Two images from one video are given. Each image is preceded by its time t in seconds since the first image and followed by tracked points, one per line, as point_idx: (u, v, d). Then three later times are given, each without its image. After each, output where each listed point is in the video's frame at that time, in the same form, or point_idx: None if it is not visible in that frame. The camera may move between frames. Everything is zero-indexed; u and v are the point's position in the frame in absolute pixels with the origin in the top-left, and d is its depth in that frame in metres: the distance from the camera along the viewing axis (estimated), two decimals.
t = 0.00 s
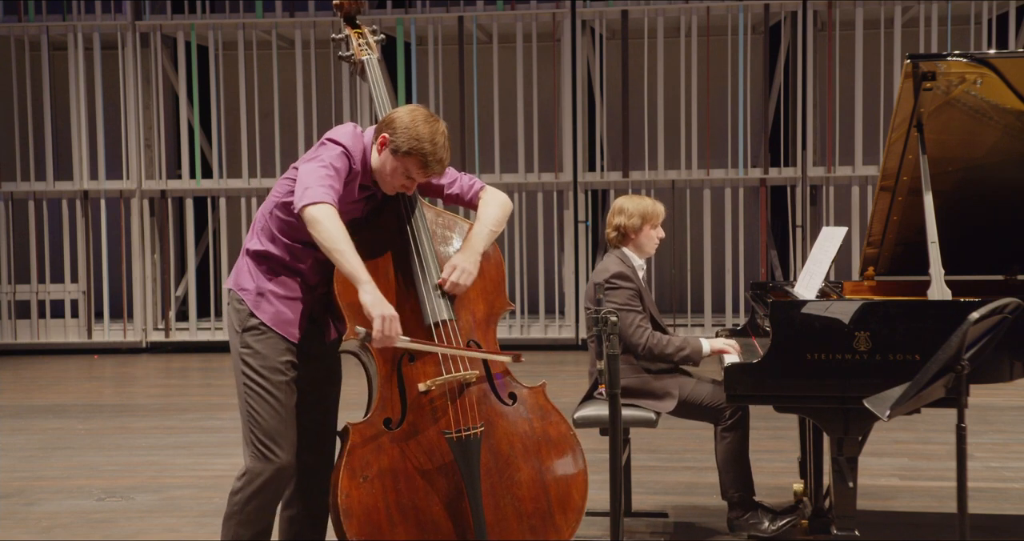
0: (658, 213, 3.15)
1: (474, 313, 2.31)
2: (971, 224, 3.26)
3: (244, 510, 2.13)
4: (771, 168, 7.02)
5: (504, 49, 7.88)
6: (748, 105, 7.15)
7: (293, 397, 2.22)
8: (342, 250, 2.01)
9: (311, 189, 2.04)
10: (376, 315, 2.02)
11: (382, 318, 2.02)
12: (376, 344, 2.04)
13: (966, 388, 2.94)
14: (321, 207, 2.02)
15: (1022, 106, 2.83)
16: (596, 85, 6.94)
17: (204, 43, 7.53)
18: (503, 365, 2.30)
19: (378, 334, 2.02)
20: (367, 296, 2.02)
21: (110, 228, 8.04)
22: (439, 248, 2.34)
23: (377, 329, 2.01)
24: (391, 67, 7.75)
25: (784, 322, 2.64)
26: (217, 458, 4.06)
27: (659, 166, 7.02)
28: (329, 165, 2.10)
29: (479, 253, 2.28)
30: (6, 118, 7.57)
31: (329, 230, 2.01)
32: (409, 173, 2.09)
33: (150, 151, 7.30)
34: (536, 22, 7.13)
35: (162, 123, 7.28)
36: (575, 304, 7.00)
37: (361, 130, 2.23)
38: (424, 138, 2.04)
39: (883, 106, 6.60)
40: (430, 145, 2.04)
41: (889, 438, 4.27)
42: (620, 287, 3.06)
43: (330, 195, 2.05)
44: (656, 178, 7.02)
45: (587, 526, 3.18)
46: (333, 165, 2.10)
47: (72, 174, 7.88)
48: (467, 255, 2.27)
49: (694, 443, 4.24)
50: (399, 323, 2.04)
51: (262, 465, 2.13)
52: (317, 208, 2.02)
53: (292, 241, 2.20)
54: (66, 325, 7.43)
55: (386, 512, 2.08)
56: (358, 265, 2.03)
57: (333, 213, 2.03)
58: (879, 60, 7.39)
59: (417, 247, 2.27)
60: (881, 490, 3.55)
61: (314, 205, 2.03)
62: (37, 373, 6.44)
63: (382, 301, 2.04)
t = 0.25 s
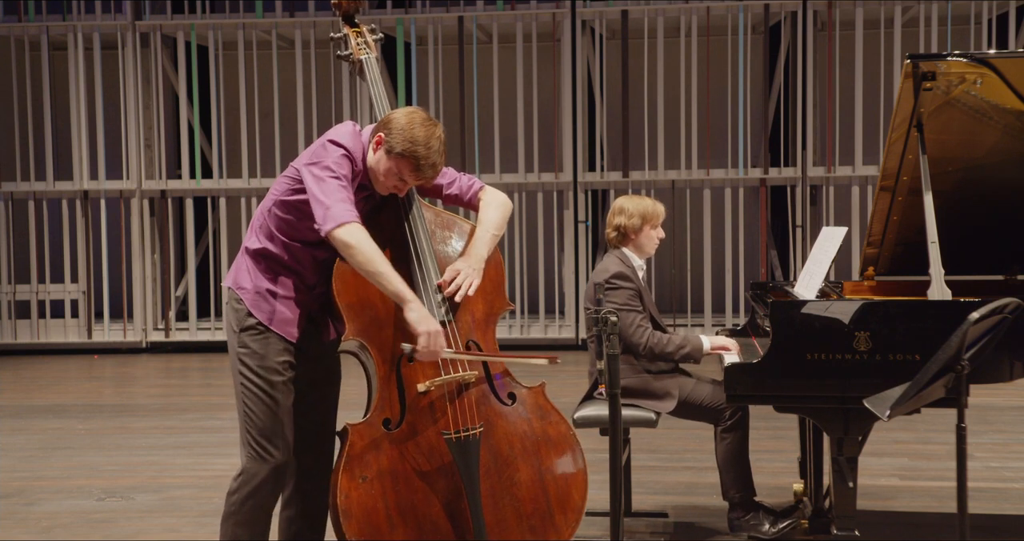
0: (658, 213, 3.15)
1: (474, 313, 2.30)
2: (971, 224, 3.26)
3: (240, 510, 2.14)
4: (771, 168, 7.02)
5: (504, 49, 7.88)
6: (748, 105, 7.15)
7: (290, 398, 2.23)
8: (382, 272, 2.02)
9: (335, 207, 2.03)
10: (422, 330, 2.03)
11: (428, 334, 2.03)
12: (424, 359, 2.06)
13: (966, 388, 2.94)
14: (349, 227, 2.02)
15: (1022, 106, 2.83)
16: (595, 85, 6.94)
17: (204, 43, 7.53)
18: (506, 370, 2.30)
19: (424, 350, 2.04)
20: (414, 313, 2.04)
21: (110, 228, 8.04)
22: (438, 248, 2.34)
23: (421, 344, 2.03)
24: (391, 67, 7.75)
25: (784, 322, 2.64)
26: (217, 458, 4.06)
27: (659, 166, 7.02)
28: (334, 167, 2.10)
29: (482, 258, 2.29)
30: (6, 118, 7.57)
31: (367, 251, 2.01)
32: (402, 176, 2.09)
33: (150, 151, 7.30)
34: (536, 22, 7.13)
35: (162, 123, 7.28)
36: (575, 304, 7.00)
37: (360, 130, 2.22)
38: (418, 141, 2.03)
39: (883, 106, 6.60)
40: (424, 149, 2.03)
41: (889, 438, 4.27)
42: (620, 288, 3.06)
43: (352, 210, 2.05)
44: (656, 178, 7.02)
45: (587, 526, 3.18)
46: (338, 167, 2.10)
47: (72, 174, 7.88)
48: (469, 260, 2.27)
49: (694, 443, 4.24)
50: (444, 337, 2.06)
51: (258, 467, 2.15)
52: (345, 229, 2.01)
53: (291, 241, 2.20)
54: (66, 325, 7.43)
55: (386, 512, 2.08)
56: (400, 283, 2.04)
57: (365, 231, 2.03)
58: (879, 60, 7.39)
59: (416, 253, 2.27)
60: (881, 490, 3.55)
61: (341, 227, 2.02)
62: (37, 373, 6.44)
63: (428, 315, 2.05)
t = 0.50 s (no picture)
0: (661, 214, 3.16)
1: (474, 315, 2.30)
2: (971, 224, 3.26)
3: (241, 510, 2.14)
4: (771, 168, 7.02)
5: (504, 49, 7.88)
6: (748, 105, 7.15)
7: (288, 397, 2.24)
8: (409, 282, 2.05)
9: (355, 216, 2.04)
10: (450, 335, 2.08)
11: (455, 339, 2.09)
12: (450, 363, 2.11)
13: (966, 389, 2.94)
14: (374, 238, 2.03)
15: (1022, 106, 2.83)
16: (596, 85, 6.94)
17: (204, 43, 7.53)
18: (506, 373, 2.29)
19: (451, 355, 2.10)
20: (440, 319, 2.08)
21: (110, 228, 8.04)
22: (437, 247, 2.34)
23: (450, 348, 2.09)
24: (391, 67, 7.75)
25: (784, 322, 2.64)
26: (217, 458, 4.06)
27: (659, 166, 7.02)
28: (339, 169, 2.10)
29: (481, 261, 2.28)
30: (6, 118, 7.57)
31: (393, 261, 2.03)
32: (394, 174, 2.09)
33: (150, 151, 7.30)
34: (536, 22, 7.13)
35: (162, 123, 7.28)
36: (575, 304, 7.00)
37: (357, 130, 2.22)
38: (410, 142, 2.03)
39: (883, 106, 6.60)
40: (415, 150, 2.03)
41: (889, 438, 4.27)
42: (622, 288, 3.06)
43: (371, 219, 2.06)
44: (656, 178, 7.02)
45: (587, 526, 3.18)
46: (343, 169, 2.10)
47: (72, 174, 7.88)
48: (466, 264, 2.26)
49: (694, 443, 4.24)
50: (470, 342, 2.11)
51: (257, 466, 2.15)
52: (371, 240, 2.02)
53: (290, 241, 2.20)
54: (66, 325, 7.44)
55: (385, 513, 2.09)
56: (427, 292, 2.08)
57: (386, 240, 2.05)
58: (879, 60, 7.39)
59: (416, 255, 2.25)
60: (881, 490, 3.55)
61: (366, 239, 2.02)
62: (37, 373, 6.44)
63: (453, 321, 2.10)
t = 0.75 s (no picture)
0: (669, 217, 3.15)
1: (473, 315, 2.30)
2: (971, 224, 3.26)
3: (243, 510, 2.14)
4: (771, 168, 7.02)
5: (504, 49, 7.88)
6: (748, 105, 7.15)
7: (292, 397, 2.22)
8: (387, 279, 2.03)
9: (336, 211, 2.03)
10: (428, 334, 2.06)
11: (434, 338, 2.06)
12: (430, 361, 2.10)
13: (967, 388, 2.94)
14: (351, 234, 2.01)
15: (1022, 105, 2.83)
16: (596, 85, 6.94)
17: (204, 43, 7.52)
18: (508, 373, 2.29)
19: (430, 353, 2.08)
20: (419, 317, 2.06)
21: (110, 228, 8.04)
22: (436, 247, 2.34)
23: (428, 346, 2.07)
24: (391, 67, 7.75)
25: (784, 322, 2.64)
26: (217, 458, 4.06)
27: (659, 166, 7.02)
28: (331, 168, 2.10)
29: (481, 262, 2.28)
30: (6, 118, 7.57)
31: (373, 258, 2.02)
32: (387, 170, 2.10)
33: (150, 151, 7.30)
34: (536, 22, 7.13)
35: (162, 124, 7.28)
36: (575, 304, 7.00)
37: (354, 130, 2.23)
38: (404, 140, 2.04)
39: (883, 106, 6.60)
40: (408, 148, 2.04)
41: (889, 438, 4.27)
42: (625, 288, 3.06)
43: (354, 215, 2.05)
44: (656, 178, 7.02)
45: (587, 527, 3.18)
46: (335, 168, 2.10)
47: (72, 174, 7.88)
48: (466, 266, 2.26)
49: (694, 443, 4.24)
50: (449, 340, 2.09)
51: (261, 466, 2.14)
52: (349, 237, 2.00)
53: (290, 241, 2.20)
54: (66, 325, 7.44)
55: (384, 513, 2.10)
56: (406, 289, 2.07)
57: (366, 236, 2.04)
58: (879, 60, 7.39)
59: (416, 255, 2.25)
60: (881, 489, 3.55)
61: (343, 234, 2.01)
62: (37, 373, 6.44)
63: (432, 320, 2.08)
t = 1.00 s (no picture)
0: (677, 220, 3.16)
1: (473, 315, 2.30)
2: (971, 223, 3.26)
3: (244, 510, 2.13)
4: (771, 168, 7.02)
5: (504, 49, 7.88)
6: (748, 106, 7.16)
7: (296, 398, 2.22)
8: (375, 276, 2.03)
9: (327, 208, 2.03)
10: (413, 334, 2.04)
11: (418, 337, 2.05)
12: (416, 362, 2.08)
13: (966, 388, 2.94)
14: (340, 230, 2.01)
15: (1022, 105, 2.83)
16: (596, 85, 6.94)
17: (204, 43, 7.53)
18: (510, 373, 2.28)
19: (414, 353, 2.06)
20: (404, 316, 2.05)
21: (110, 228, 8.04)
22: (436, 247, 2.34)
23: (413, 347, 2.05)
24: (391, 67, 7.75)
25: (783, 323, 2.64)
26: (218, 458, 4.06)
27: (659, 166, 7.02)
28: (329, 168, 2.11)
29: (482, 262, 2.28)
30: (6, 118, 7.57)
31: (361, 255, 2.01)
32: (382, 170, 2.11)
33: (150, 151, 7.30)
34: (536, 22, 7.13)
35: (162, 124, 7.28)
36: (575, 304, 7.01)
37: (355, 131, 2.23)
38: (398, 138, 2.04)
39: (883, 107, 6.60)
40: (401, 147, 2.04)
41: (889, 438, 4.28)
42: (629, 288, 3.05)
43: (345, 213, 2.05)
44: (656, 178, 7.02)
45: (587, 526, 3.18)
46: (332, 167, 2.11)
47: (72, 174, 7.89)
48: (465, 266, 2.26)
49: (694, 443, 4.24)
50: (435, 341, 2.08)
51: (263, 465, 2.13)
52: (337, 232, 2.00)
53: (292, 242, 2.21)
54: (66, 325, 7.44)
55: (384, 514, 2.10)
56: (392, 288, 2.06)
57: (356, 234, 2.03)
58: (879, 59, 7.39)
59: (415, 253, 2.26)
60: (882, 489, 3.55)
61: (332, 230, 2.01)
62: (37, 373, 6.44)
63: (418, 319, 2.06)
